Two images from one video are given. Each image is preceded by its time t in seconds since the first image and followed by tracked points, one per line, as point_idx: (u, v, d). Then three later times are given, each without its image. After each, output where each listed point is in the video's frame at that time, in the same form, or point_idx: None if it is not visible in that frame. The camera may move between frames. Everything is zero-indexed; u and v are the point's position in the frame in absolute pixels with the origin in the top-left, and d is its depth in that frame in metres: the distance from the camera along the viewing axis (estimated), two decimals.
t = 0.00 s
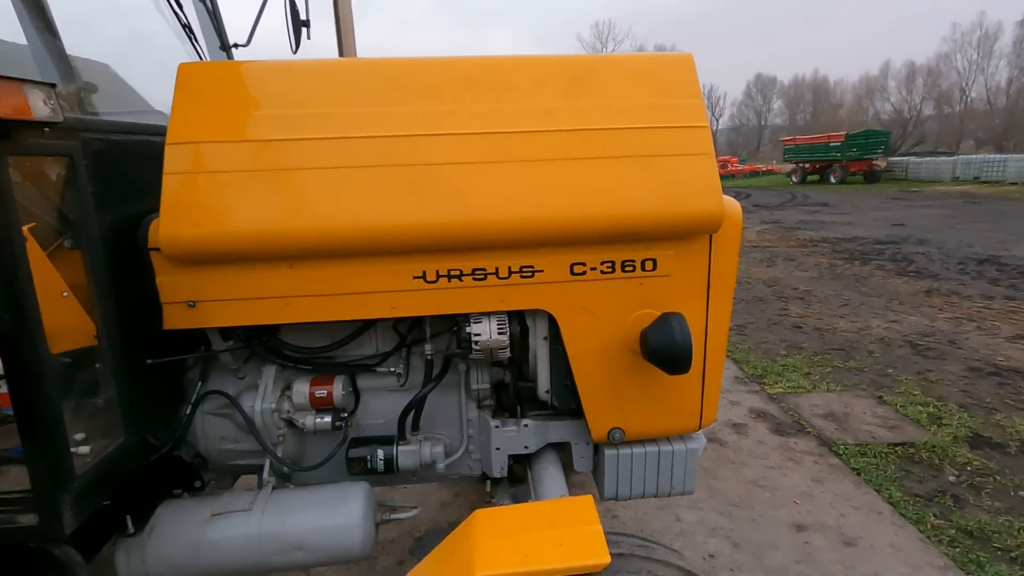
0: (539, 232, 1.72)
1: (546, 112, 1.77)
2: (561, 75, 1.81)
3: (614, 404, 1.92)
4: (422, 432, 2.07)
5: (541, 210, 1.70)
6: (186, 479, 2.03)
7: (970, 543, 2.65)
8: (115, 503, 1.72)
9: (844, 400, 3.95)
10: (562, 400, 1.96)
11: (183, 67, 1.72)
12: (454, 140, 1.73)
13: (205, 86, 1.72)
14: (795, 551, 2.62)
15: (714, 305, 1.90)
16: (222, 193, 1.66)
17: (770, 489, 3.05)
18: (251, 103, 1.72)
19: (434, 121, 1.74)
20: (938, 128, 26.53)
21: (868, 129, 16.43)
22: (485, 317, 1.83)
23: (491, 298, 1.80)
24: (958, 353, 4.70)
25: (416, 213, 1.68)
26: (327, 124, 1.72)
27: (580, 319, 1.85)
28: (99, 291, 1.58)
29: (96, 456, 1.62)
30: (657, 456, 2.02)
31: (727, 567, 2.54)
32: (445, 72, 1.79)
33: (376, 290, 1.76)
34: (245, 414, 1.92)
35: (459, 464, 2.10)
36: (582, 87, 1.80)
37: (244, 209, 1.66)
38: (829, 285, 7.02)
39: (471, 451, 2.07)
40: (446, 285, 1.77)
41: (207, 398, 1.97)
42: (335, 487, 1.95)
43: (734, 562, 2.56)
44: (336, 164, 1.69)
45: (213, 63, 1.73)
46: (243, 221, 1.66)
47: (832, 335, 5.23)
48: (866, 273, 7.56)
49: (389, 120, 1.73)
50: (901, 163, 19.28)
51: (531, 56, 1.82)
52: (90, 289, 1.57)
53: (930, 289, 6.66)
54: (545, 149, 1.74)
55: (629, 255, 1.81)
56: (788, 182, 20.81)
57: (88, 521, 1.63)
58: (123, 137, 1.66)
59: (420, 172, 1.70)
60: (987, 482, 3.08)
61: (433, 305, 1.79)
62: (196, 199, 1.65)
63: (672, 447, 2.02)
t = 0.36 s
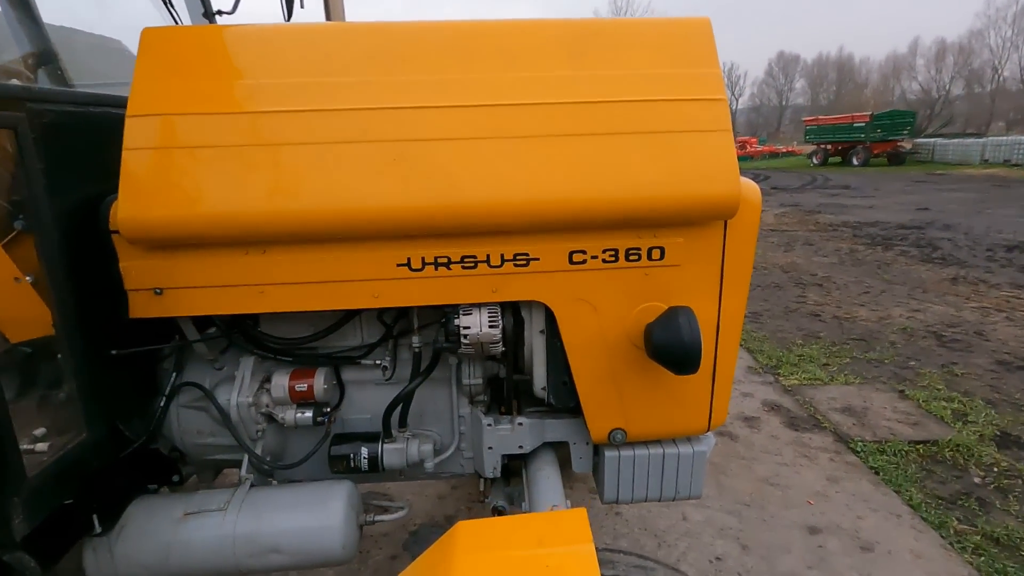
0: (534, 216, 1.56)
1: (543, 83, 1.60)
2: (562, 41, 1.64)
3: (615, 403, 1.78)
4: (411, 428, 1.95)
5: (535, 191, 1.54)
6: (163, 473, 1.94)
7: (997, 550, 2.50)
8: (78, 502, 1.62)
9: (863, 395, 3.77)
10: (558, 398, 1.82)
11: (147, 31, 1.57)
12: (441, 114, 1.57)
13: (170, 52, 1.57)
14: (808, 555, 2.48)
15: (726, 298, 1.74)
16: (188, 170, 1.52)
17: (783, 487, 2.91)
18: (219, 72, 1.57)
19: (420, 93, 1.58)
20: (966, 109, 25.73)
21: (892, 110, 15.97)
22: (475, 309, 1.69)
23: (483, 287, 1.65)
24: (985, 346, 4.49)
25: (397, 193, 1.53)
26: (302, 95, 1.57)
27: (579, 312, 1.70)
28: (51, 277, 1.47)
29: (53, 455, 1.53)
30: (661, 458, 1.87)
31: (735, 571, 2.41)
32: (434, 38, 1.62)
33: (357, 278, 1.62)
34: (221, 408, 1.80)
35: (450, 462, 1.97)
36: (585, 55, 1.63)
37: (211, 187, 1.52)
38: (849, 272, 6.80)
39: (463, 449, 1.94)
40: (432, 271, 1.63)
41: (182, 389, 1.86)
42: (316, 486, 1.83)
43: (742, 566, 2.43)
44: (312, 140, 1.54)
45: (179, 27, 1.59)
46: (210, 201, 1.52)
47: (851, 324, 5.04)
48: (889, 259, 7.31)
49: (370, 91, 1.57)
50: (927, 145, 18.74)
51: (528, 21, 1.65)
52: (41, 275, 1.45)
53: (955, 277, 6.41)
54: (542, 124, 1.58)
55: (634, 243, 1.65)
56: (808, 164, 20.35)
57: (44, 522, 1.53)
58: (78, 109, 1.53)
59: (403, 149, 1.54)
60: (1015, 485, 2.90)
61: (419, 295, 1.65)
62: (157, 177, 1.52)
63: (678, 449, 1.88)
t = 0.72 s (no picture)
0: (532, 199, 1.46)
1: (544, 55, 1.48)
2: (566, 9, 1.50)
3: (616, 396, 1.70)
4: (406, 417, 1.90)
5: (533, 173, 1.44)
6: (158, 458, 1.90)
7: (1018, 552, 2.40)
8: (67, 488, 1.59)
9: (881, 385, 3.70)
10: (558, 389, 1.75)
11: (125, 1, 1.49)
12: (433, 89, 1.47)
13: (148, 22, 1.49)
14: (818, 552, 2.40)
15: (739, 287, 1.62)
16: (168, 148, 1.45)
17: (794, 481, 2.83)
18: (200, 44, 1.48)
19: (411, 66, 1.48)
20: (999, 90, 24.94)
21: (920, 91, 15.52)
22: (471, 296, 1.62)
23: (479, 274, 1.58)
24: (1012, 337, 4.33)
25: (387, 174, 1.44)
26: (287, 69, 1.48)
27: (580, 301, 1.61)
28: (29, 259, 1.42)
29: (38, 441, 1.49)
30: (666, 454, 1.79)
31: (741, 566, 2.34)
32: (427, 5, 1.50)
33: (347, 262, 1.55)
34: (210, 395, 1.75)
35: (447, 452, 1.92)
36: (590, 24, 1.50)
37: (193, 167, 1.45)
38: (870, 258, 6.62)
39: (460, 439, 1.89)
40: (426, 257, 1.56)
41: (172, 374, 1.81)
42: (308, 474, 1.79)
43: (749, 561, 2.36)
44: (297, 116, 1.46)
45: None
46: (192, 182, 1.45)
47: (871, 312, 4.90)
48: (913, 245, 7.11)
49: (359, 64, 1.48)
50: (956, 127, 18.22)
51: None
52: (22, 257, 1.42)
53: (983, 265, 6.21)
54: (541, 100, 1.46)
55: (640, 228, 1.54)
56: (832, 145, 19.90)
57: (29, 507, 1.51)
58: (53, 82, 1.48)
59: (393, 127, 1.45)
60: None
61: (412, 280, 1.58)
62: (136, 154, 1.46)
63: (683, 444, 1.80)
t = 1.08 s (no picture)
0: (538, 183, 1.43)
1: (553, 33, 1.44)
2: None
3: (624, 384, 1.68)
4: (412, 402, 1.89)
5: (540, 155, 1.41)
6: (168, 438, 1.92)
7: None
8: (78, 465, 1.61)
9: (900, 375, 3.63)
10: (565, 375, 1.73)
11: None
12: (439, 68, 1.44)
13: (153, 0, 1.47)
14: (829, 544, 2.37)
15: (752, 274, 1.58)
16: (173, 129, 1.44)
17: (807, 472, 2.80)
18: (205, 22, 1.47)
19: (417, 44, 1.45)
20: None
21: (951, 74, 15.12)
22: (477, 280, 1.60)
23: (485, 259, 1.55)
24: None
25: (392, 156, 1.42)
26: (292, 47, 1.45)
27: (588, 287, 1.58)
28: (36, 237, 1.43)
29: (49, 420, 1.50)
30: (673, 443, 1.77)
31: (750, 556, 2.32)
32: None
33: (353, 245, 1.54)
34: (218, 376, 1.75)
35: (453, 437, 1.91)
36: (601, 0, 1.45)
37: (198, 148, 1.44)
38: (893, 246, 6.49)
39: (467, 424, 1.89)
40: (432, 240, 1.54)
41: (182, 355, 1.82)
42: (314, 456, 1.79)
43: (758, 552, 2.34)
44: (302, 96, 1.44)
45: None
46: (196, 163, 1.44)
47: (892, 301, 4.81)
48: (938, 233, 6.95)
49: (364, 43, 1.45)
50: (987, 112, 17.74)
51: None
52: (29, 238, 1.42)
53: (1010, 254, 6.05)
54: (549, 80, 1.43)
55: (650, 213, 1.51)
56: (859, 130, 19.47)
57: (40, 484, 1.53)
58: (59, 62, 1.47)
59: (399, 107, 1.43)
60: None
61: (417, 264, 1.57)
62: (140, 134, 1.45)
63: (692, 433, 1.77)
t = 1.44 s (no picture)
0: (554, 175, 1.42)
1: (570, 22, 1.42)
2: None
3: (638, 378, 1.67)
4: (425, 393, 1.89)
5: (556, 147, 1.40)
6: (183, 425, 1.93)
7: None
8: (94, 451, 1.62)
9: (916, 373, 3.59)
10: (578, 369, 1.72)
11: None
12: (455, 57, 1.42)
13: None
14: (841, 542, 2.35)
15: (770, 269, 1.55)
16: (189, 117, 1.44)
17: (819, 469, 2.78)
18: (221, 10, 1.46)
19: (433, 33, 1.43)
20: None
21: (971, 67, 14.90)
22: (491, 272, 1.59)
23: (500, 251, 1.54)
24: None
25: (406, 146, 1.41)
26: (307, 36, 1.45)
27: (603, 281, 1.57)
28: (53, 225, 1.43)
29: (66, 406, 1.51)
30: (687, 438, 1.76)
31: (760, 553, 2.31)
32: None
33: (367, 235, 1.53)
34: (232, 365, 1.76)
35: (464, 429, 1.91)
36: None
37: (213, 136, 1.44)
38: (910, 241, 6.41)
39: (478, 417, 1.89)
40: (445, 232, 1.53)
41: (196, 344, 1.83)
42: (327, 446, 1.79)
43: (769, 548, 2.32)
44: (317, 85, 1.43)
45: None
46: (211, 151, 1.44)
47: (908, 298, 4.75)
48: (957, 229, 6.85)
49: (380, 31, 1.44)
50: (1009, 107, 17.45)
51: None
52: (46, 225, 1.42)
53: None
54: (567, 70, 1.41)
55: (667, 206, 1.49)
56: (877, 123, 19.21)
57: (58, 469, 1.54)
58: (76, 49, 1.47)
59: (414, 97, 1.42)
60: None
61: (431, 256, 1.56)
62: (156, 122, 1.45)
63: (705, 429, 1.76)
